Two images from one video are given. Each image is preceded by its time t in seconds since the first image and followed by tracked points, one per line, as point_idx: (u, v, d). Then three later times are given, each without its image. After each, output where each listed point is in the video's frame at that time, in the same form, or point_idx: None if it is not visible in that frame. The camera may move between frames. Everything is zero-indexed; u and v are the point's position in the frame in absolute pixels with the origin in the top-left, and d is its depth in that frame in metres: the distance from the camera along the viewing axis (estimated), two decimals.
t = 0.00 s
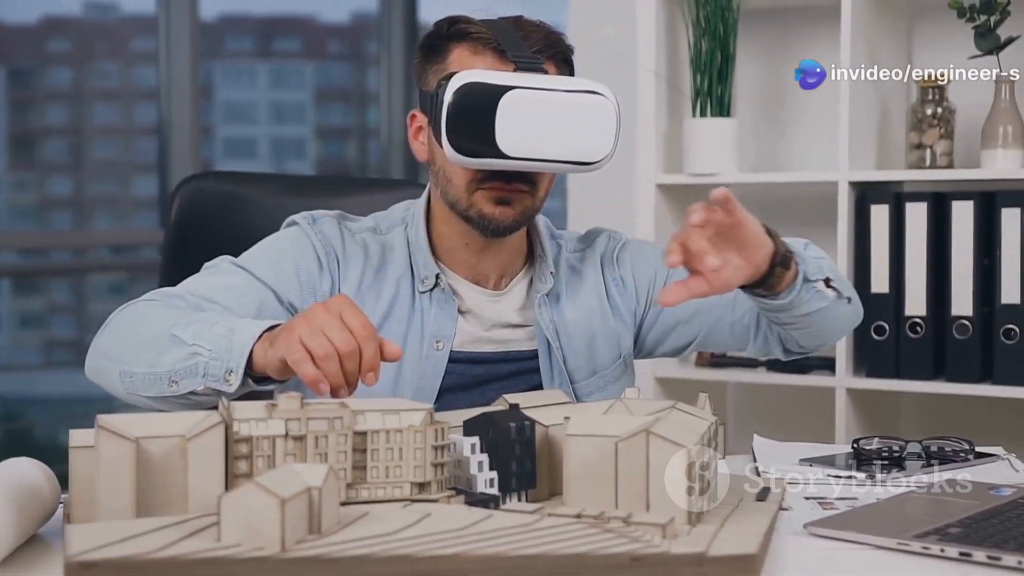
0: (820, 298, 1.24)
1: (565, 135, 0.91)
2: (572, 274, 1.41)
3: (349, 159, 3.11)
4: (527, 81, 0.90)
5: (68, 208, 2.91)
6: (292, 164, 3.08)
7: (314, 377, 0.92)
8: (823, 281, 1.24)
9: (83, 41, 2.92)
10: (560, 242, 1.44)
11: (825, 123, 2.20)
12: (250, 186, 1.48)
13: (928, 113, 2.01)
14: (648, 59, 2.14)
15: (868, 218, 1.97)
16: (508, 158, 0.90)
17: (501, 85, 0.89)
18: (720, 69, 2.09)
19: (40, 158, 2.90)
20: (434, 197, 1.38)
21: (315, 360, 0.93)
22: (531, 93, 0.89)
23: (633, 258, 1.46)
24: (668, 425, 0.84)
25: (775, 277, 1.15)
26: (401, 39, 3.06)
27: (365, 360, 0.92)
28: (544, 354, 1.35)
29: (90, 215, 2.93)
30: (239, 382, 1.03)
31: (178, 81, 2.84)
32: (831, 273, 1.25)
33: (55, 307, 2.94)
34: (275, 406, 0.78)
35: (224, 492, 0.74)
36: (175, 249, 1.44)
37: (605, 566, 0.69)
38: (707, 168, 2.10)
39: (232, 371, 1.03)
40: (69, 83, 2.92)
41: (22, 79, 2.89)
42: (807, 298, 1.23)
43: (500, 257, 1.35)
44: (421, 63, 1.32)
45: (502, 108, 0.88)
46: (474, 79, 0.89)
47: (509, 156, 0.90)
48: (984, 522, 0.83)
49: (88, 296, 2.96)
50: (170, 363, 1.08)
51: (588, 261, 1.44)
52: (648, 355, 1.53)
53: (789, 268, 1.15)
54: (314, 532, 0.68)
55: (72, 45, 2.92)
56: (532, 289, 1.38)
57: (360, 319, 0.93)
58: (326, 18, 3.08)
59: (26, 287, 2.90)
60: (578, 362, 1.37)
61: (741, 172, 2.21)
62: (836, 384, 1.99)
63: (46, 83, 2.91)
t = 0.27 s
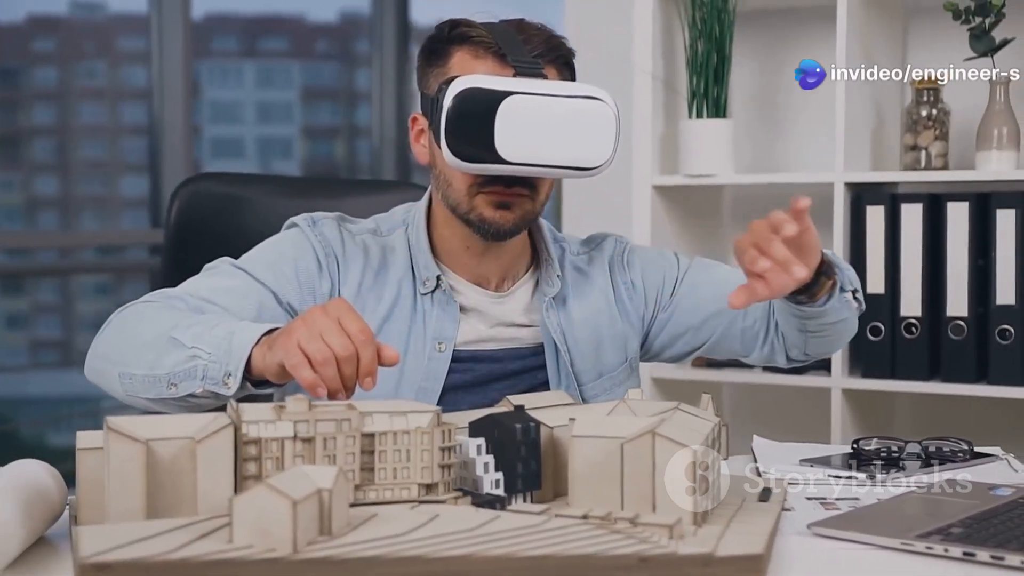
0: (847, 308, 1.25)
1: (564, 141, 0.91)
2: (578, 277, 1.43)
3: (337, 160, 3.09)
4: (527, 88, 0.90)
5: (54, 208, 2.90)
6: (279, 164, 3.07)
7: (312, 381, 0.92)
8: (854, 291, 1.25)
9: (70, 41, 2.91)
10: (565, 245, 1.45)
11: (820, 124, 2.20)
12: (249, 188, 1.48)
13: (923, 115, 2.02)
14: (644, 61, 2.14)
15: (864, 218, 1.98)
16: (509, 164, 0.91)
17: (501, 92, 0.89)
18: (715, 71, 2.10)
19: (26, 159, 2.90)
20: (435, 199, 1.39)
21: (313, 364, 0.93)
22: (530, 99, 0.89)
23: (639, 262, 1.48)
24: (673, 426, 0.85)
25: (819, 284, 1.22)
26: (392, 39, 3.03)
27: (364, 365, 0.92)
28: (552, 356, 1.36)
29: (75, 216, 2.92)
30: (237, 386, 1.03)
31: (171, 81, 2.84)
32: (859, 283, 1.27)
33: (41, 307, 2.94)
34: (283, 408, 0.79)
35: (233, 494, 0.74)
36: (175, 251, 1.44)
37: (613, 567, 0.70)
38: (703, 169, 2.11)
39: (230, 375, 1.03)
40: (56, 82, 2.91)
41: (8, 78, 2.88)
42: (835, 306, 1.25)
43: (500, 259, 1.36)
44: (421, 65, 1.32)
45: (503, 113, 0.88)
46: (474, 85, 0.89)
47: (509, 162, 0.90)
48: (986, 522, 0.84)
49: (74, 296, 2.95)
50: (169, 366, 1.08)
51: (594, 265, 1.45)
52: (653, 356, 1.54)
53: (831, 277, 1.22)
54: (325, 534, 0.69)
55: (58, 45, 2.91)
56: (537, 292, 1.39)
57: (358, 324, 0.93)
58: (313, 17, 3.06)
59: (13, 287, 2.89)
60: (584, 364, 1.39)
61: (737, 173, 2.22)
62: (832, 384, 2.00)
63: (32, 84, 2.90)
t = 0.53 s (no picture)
0: (845, 319, 1.25)
1: (571, 150, 0.92)
2: (578, 281, 1.43)
3: (324, 159, 3.12)
4: (534, 96, 0.90)
5: (41, 208, 2.85)
6: (266, 164, 3.07)
7: (325, 383, 0.92)
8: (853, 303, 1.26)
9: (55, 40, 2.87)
10: (563, 248, 1.46)
11: (812, 124, 2.21)
12: (248, 189, 1.48)
13: (916, 116, 2.03)
14: (639, 62, 2.16)
15: (858, 219, 1.99)
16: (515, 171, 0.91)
17: (509, 100, 0.89)
18: (710, 73, 2.10)
19: (12, 158, 2.85)
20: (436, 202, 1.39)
21: (326, 366, 0.93)
22: (537, 108, 0.90)
23: (638, 266, 1.49)
24: (676, 427, 0.85)
25: (818, 295, 1.23)
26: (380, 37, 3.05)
27: (376, 367, 0.92)
28: (552, 359, 1.36)
29: (61, 214, 2.88)
30: (247, 389, 1.03)
31: (163, 77, 2.85)
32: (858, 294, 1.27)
33: (27, 307, 2.91)
34: (289, 409, 0.79)
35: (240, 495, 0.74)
36: (173, 252, 1.44)
37: (619, 567, 0.70)
38: (699, 171, 2.11)
39: (239, 378, 1.03)
40: (41, 81, 2.86)
41: None
42: (832, 317, 1.25)
43: (501, 263, 1.36)
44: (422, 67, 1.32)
45: (510, 124, 0.89)
46: (482, 93, 0.89)
47: (516, 169, 0.91)
48: (986, 522, 0.84)
49: (59, 296, 2.93)
50: (176, 370, 1.09)
51: (594, 269, 1.46)
52: (650, 359, 1.55)
53: (830, 287, 1.23)
54: (333, 535, 0.69)
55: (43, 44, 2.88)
56: (537, 296, 1.40)
57: (371, 327, 0.94)
58: (300, 17, 3.08)
59: None
60: (584, 367, 1.39)
61: (732, 173, 2.23)
62: (826, 384, 2.00)
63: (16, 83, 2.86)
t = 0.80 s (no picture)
0: (829, 328, 1.27)
1: (580, 173, 0.90)
2: (578, 283, 1.44)
3: (311, 160, 3.00)
4: (544, 118, 0.89)
5: (28, 208, 2.72)
6: (254, 164, 2.95)
7: (346, 372, 0.91)
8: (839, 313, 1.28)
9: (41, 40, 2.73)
10: (562, 251, 1.46)
11: (804, 125, 2.22)
12: (247, 191, 1.48)
13: (911, 118, 2.04)
14: (635, 64, 2.16)
15: (852, 220, 2.00)
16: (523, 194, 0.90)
17: (518, 122, 0.88)
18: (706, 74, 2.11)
19: None
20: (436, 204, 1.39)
21: (348, 355, 0.92)
22: (547, 131, 0.89)
23: (637, 269, 1.49)
24: (679, 428, 0.86)
25: (798, 306, 1.22)
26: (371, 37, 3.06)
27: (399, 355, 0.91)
28: (551, 361, 1.37)
29: (49, 215, 2.74)
30: (263, 381, 1.02)
31: (154, 80, 2.76)
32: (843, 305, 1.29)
33: (10, 307, 2.74)
34: (294, 411, 0.79)
35: (247, 497, 0.75)
36: (172, 253, 1.44)
37: (625, 568, 0.71)
38: (694, 172, 2.12)
39: (256, 370, 1.03)
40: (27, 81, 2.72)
41: None
42: (816, 327, 1.26)
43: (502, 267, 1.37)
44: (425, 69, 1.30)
45: (520, 146, 0.88)
46: (492, 115, 0.88)
47: (525, 193, 0.89)
48: (985, 522, 0.85)
49: (46, 296, 2.77)
50: (189, 364, 1.08)
51: (593, 271, 1.47)
52: (647, 361, 1.56)
53: (813, 299, 1.23)
54: (340, 537, 0.69)
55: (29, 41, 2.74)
56: (536, 299, 1.40)
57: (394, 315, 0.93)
58: (288, 16, 2.96)
59: None
60: (584, 370, 1.39)
61: (725, 176, 2.24)
62: (822, 385, 2.01)
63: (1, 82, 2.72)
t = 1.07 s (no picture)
0: (799, 341, 1.30)
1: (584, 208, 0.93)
2: (574, 287, 1.45)
3: (299, 160, 3.00)
4: (550, 152, 0.91)
5: (13, 208, 2.64)
6: (241, 164, 2.91)
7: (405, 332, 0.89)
8: (805, 325, 1.31)
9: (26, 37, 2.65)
10: (559, 253, 1.47)
11: (797, 127, 2.23)
12: (244, 194, 1.48)
13: (904, 120, 2.05)
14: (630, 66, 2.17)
15: (847, 223, 2.01)
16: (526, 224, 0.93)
17: (524, 157, 0.90)
18: (700, 76, 2.12)
19: None
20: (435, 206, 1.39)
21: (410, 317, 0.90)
22: (552, 168, 0.91)
23: (632, 271, 1.50)
24: (680, 431, 0.86)
25: (757, 321, 1.22)
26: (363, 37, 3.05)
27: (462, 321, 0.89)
28: (547, 364, 1.38)
29: (33, 216, 2.67)
30: (290, 362, 1.00)
31: (145, 80, 2.71)
32: (811, 317, 1.32)
33: None
34: (298, 415, 0.80)
35: (252, 500, 0.75)
36: (169, 256, 1.43)
37: (629, 570, 0.71)
38: (689, 174, 2.13)
39: (283, 351, 1.00)
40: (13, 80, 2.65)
41: None
42: (785, 340, 1.29)
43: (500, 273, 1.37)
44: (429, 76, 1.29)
45: (525, 184, 0.90)
46: (498, 149, 0.91)
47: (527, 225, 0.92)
48: (984, 523, 0.86)
49: (33, 295, 2.69)
50: (212, 344, 1.06)
51: (589, 274, 1.47)
52: (643, 363, 1.56)
53: (773, 316, 1.23)
54: (346, 540, 0.70)
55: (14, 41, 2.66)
56: (534, 302, 1.41)
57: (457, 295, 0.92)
58: (276, 16, 2.94)
59: None
60: (581, 372, 1.40)
61: (720, 177, 2.24)
62: (817, 386, 2.02)
63: None
